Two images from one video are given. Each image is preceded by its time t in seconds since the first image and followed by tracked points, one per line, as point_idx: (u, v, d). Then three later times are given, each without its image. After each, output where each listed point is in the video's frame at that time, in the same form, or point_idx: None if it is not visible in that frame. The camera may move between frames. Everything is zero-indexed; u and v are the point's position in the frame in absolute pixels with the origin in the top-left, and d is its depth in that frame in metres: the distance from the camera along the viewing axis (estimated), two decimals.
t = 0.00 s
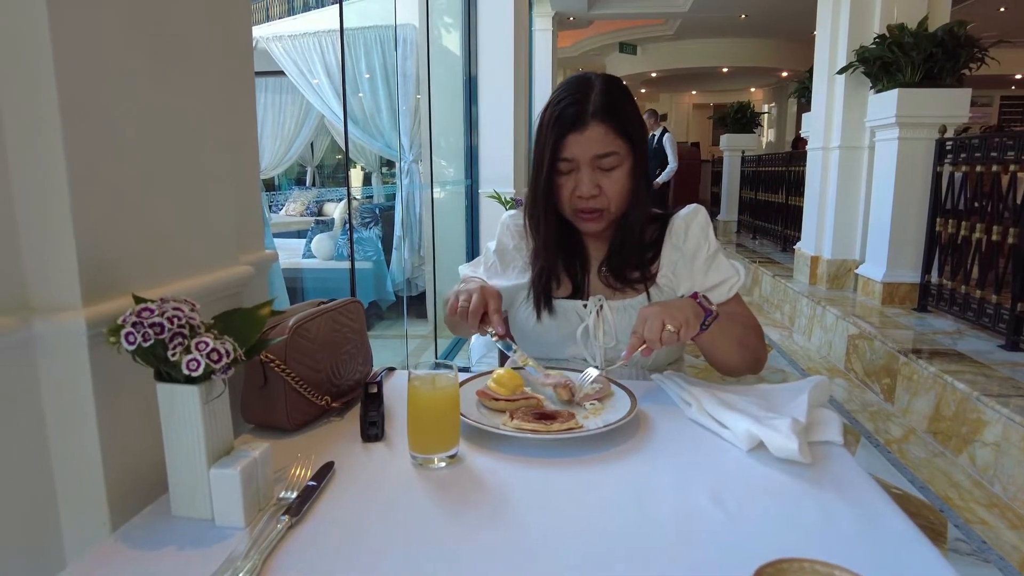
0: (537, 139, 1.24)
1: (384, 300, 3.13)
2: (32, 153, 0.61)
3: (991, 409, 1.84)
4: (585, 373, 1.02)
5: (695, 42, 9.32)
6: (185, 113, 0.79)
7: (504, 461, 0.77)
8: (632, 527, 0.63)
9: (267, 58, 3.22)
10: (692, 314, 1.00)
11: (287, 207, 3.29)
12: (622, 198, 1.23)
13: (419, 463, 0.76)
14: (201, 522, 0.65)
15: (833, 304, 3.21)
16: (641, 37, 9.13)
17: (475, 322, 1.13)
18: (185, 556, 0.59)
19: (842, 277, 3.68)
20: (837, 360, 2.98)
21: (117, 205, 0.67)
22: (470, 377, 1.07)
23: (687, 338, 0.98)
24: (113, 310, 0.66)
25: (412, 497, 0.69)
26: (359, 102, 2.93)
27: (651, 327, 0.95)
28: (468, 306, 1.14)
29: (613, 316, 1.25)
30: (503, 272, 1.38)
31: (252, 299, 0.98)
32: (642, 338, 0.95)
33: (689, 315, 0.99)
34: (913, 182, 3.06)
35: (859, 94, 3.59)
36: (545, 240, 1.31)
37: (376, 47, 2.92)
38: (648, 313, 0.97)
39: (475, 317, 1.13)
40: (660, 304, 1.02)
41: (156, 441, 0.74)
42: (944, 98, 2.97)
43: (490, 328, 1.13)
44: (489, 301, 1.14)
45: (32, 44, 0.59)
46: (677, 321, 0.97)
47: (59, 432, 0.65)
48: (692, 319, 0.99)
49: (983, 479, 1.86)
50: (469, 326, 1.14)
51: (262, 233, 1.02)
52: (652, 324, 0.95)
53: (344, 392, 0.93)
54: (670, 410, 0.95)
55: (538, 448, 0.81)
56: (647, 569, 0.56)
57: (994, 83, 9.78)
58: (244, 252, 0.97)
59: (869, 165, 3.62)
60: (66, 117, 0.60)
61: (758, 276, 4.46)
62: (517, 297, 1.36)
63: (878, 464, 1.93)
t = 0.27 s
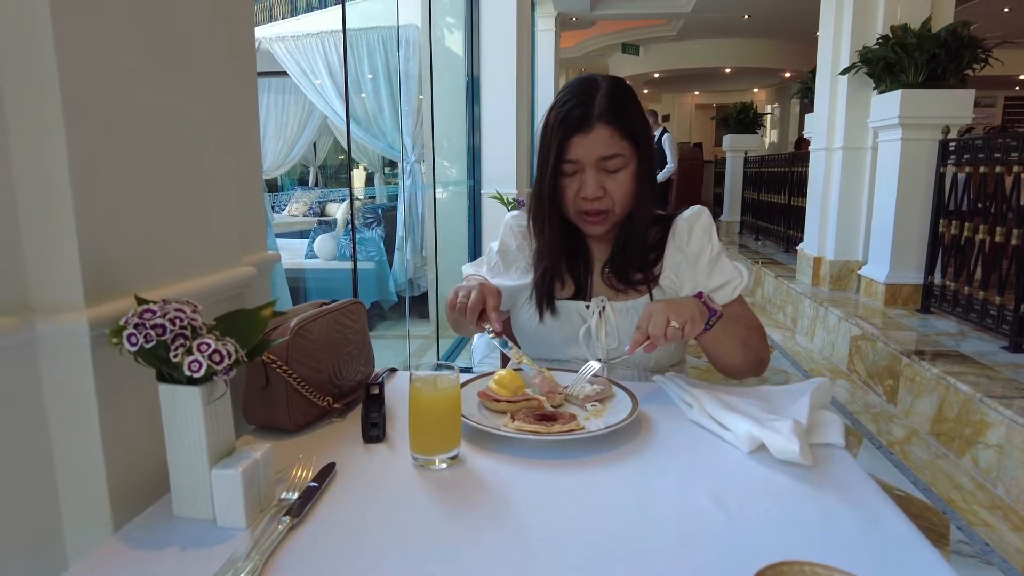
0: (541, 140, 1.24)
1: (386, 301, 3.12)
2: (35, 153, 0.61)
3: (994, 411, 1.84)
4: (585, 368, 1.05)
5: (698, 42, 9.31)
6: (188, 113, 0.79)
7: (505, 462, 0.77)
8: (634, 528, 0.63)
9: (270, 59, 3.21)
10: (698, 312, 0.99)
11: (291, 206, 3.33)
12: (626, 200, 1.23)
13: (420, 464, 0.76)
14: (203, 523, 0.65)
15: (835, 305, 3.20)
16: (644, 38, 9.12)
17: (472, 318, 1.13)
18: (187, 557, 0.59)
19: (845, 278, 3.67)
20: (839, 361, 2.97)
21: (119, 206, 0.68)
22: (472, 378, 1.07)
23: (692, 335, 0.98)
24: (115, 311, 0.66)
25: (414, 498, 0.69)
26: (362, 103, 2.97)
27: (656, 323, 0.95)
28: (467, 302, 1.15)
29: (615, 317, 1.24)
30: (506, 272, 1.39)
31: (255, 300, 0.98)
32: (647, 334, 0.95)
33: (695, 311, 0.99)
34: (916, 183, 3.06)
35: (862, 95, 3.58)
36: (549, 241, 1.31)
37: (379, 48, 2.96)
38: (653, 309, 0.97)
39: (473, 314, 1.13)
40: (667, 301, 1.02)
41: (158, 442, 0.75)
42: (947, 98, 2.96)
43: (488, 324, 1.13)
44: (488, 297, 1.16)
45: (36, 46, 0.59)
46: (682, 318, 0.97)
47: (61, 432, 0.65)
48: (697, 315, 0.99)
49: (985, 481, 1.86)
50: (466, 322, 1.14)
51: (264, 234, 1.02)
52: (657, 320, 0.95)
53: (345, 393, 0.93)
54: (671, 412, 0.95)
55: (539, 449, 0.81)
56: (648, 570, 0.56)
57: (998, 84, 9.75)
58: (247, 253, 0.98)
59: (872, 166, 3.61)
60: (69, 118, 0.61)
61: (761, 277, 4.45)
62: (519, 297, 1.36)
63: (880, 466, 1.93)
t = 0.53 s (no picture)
0: (544, 140, 1.24)
1: (389, 300, 3.16)
2: (38, 153, 0.61)
3: (998, 412, 1.83)
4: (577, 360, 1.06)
5: (701, 43, 9.31)
6: (190, 113, 0.79)
7: (507, 462, 0.77)
8: (635, 528, 0.63)
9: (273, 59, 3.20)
10: (695, 307, 0.99)
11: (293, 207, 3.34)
12: (628, 200, 1.23)
13: (422, 464, 0.76)
14: (205, 522, 0.65)
15: (838, 306, 3.20)
16: (647, 38, 9.11)
17: (477, 321, 1.13)
18: (189, 556, 0.59)
19: (847, 278, 3.67)
20: (842, 362, 2.97)
21: (121, 206, 0.68)
22: (473, 378, 1.07)
23: (689, 331, 0.97)
24: (117, 310, 0.66)
25: (415, 498, 0.69)
26: (364, 102, 3.03)
27: (652, 316, 0.95)
28: (471, 304, 1.15)
29: (618, 318, 1.24)
30: (507, 273, 1.39)
31: (257, 300, 0.98)
32: (642, 327, 0.95)
33: (692, 306, 0.98)
34: (919, 184, 3.05)
35: (865, 95, 3.57)
36: (551, 242, 1.31)
37: (381, 48, 2.98)
38: (649, 303, 0.98)
39: (477, 317, 1.14)
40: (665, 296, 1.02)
41: (160, 441, 0.75)
42: (951, 98, 2.95)
43: (491, 327, 1.13)
44: (491, 300, 1.15)
45: (39, 46, 0.59)
46: (679, 312, 0.97)
47: (63, 431, 0.65)
48: (694, 310, 0.98)
49: (989, 482, 1.85)
50: (470, 326, 1.15)
51: (266, 233, 1.02)
52: (653, 313, 0.95)
53: (348, 393, 0.93)
54: (673, 412, 0.94)
55: (541, 449, 0.81)
56: (649, 570, 0.56)
57: (1003, 84, 9.72)
58: (249, 253, 0.98)
59: (875, 166, 3.60)
60: (71, 118, 0.61)
61: (763, 278, 4.45)
62: (521, 297, 1.36)
63: (883, 467, 1.92)
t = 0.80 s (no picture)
0: (547, 140, 1.24)
1: (391, 300, 3.16)
2: (44, 152, 0.61)
3: (1003, 413, 1.82)
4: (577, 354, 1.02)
5: (704, 43, 9.30)
6: (194, 111, 0.79)
7: (512, 461, 0.77)
8: (641, 528, 0.62)
9: (277, 59, 3.21)
10: (693, 301, 0.99)
11: (296, 207, 3.45)
12: (632, 199, 1.23)
13: (427, 463, 0.76)
14: (210, 520, 0.65)
15: (842, 306, 3.19)
16: (650, 38, 9.10)
17: (487, 323, 1.12)
18: (194, 555, 0.59)
19: (851, 279, 3.66)
20: (845, 362, 2.96)
21: (127, 206, 0.68)
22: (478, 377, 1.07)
23: (686, 325, 0.97)
24: (123, 308, 0.66)
25: (420, 497, 0.69)
26: (368, 103, 2.95)
27: (650, 310, 0.95)
28: (479, 307, 1.14)
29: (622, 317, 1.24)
30: (511, 273, 1.39)
31: (261, 299, 0.98)
32: (641, 321, 0.95)
33: (691, 300, 0.98)
34: (922, 184, 3.05)
35: (869, 95, 3.57)
36: (555, 242, 1.31)
37: (385, 47, 2.93)
38: (648, 296, 0.98)
39: (487, 320, 1.12)
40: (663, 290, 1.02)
41: (166, 439, 0.75)
42: (956, 98, 2.94)
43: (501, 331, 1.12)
44: (501, 304, 1.14)
45: (45, 44, 0.59)
46: (677, 305, 0.97)
47: (69, 429, 0.66)
48: (693, 304, 0.98)
49: (994, 483, 1.84)
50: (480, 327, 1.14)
51: (270, 233, 1.02)
52: (651, 307, 0.95)
53: (352, 392, 0.93)
54: (679, 412, 0.94)
55: (545, 448, 0.81)
56: (655, 570, 0.56)
57: (1007, 84, 9.70)
58: (255, 252, 0.98)
59: (879, 166, 3.59)
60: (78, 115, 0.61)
61: (766, 278, 4.44)
62: (526, 297, 1.36)
63: (887, 468, 1.92)
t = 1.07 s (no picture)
0: (550, 141, 1.24)
1: (394, 300, 3.17)
2: (50, 152, 0.62)
3: (1006, 413, 1.82)
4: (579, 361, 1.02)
5: (707, 43, 9.29)
6: (198, 110, 0.79)
7: (515, 460, 0.77)
8: (645, 527, 0.62)
9: (280, 59, 3.21)
10: (694, 307, 0.98)
11: (299, 206, 3.43)
12: (635, 200, 1.23)
13: (430, 463, 0.76)
14: (213, 519, 0.65)
15: (845, 306, 3.18)
16: (653, 38, 9.09)
17: (474, 312, 1.14)
18: (198, 553, 0.59)
19: (854, 279, 3.65)
20: (848, 363, 2.96)
21: (131, 205, 0.68)
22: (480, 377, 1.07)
23: (688, 333, 0.97)
24: (127, 307, 0.66)
25: (423, 496, 0.69)
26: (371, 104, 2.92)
27: (650, 319, 0.95)
28: (466, 297, 1.16)
29: (624, 318, 1.23)
30: (514, 272, 1.38)
31: (264, 298, 0.98)
32: (642, 330, 0.95)
33: (691, 306, 0.98)
34: (926, 185, 3.04)
35: (872, 95, 3.56)
36: (557, 242, 1.31)
37: (387, 47, 2.92)
38: (648, 305, 0.97)
39: (474, 308, 1.15)
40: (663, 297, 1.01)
41: (169, 438, 0.75)
42: (960, 98, 2.94)
43: (489, 316, 1.14)
44: (486, 292, 1.16)
45: (49, 43, 0.60)
46: (677, 314, 0.97)
47: (73, 427, 0.66)
48: (693, 312, 0.97)
49: (998, 484, 1.84)
50: (469, 317, 1.16)
51: (274, 232, 1.02)
52: (651, 316, 0.95)
53: (355, 391, 0.93)
54: (681, 412, 0.94)
55: (548, 448, 0.81)
56: (659, 570, 0.56)
57: (1011, 84, 9.67)
58: (258, 251, 0.98)
59: (882, 166, 3.58)
60: (82, 114, 0.61)
61: (769, 278, 4.43)
62: (528, 297, 1.36)
63: (890, 468, 1.91)
